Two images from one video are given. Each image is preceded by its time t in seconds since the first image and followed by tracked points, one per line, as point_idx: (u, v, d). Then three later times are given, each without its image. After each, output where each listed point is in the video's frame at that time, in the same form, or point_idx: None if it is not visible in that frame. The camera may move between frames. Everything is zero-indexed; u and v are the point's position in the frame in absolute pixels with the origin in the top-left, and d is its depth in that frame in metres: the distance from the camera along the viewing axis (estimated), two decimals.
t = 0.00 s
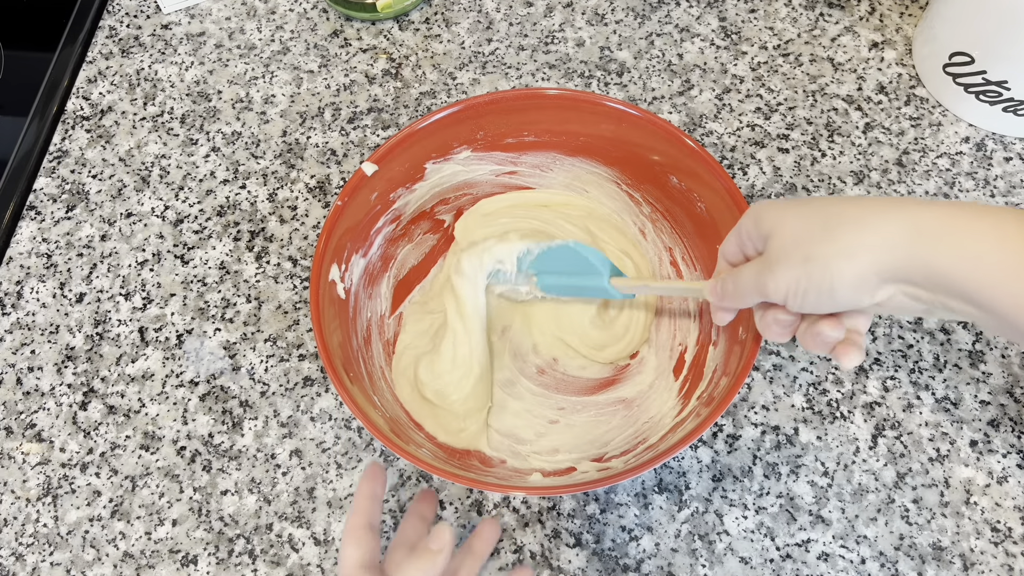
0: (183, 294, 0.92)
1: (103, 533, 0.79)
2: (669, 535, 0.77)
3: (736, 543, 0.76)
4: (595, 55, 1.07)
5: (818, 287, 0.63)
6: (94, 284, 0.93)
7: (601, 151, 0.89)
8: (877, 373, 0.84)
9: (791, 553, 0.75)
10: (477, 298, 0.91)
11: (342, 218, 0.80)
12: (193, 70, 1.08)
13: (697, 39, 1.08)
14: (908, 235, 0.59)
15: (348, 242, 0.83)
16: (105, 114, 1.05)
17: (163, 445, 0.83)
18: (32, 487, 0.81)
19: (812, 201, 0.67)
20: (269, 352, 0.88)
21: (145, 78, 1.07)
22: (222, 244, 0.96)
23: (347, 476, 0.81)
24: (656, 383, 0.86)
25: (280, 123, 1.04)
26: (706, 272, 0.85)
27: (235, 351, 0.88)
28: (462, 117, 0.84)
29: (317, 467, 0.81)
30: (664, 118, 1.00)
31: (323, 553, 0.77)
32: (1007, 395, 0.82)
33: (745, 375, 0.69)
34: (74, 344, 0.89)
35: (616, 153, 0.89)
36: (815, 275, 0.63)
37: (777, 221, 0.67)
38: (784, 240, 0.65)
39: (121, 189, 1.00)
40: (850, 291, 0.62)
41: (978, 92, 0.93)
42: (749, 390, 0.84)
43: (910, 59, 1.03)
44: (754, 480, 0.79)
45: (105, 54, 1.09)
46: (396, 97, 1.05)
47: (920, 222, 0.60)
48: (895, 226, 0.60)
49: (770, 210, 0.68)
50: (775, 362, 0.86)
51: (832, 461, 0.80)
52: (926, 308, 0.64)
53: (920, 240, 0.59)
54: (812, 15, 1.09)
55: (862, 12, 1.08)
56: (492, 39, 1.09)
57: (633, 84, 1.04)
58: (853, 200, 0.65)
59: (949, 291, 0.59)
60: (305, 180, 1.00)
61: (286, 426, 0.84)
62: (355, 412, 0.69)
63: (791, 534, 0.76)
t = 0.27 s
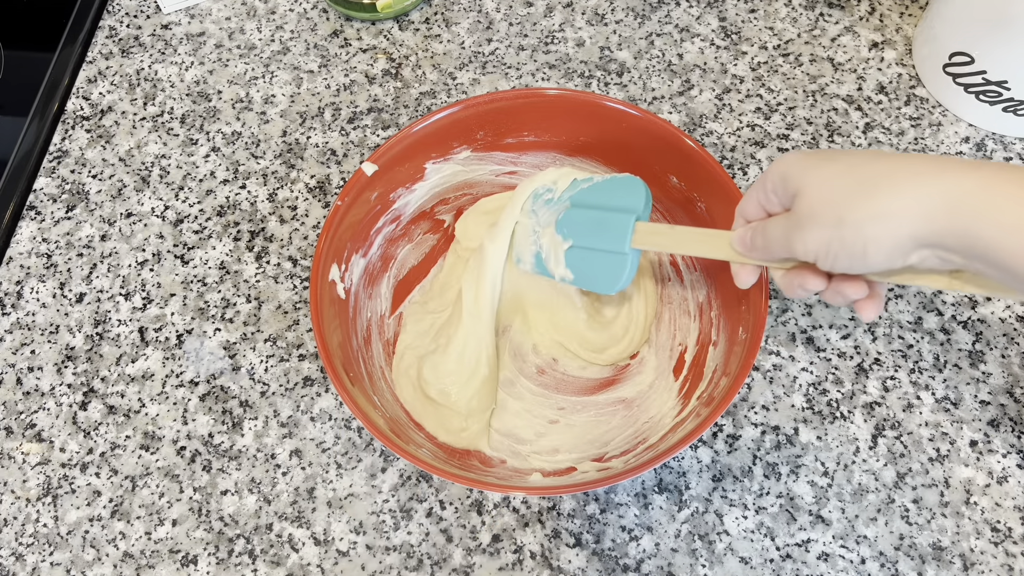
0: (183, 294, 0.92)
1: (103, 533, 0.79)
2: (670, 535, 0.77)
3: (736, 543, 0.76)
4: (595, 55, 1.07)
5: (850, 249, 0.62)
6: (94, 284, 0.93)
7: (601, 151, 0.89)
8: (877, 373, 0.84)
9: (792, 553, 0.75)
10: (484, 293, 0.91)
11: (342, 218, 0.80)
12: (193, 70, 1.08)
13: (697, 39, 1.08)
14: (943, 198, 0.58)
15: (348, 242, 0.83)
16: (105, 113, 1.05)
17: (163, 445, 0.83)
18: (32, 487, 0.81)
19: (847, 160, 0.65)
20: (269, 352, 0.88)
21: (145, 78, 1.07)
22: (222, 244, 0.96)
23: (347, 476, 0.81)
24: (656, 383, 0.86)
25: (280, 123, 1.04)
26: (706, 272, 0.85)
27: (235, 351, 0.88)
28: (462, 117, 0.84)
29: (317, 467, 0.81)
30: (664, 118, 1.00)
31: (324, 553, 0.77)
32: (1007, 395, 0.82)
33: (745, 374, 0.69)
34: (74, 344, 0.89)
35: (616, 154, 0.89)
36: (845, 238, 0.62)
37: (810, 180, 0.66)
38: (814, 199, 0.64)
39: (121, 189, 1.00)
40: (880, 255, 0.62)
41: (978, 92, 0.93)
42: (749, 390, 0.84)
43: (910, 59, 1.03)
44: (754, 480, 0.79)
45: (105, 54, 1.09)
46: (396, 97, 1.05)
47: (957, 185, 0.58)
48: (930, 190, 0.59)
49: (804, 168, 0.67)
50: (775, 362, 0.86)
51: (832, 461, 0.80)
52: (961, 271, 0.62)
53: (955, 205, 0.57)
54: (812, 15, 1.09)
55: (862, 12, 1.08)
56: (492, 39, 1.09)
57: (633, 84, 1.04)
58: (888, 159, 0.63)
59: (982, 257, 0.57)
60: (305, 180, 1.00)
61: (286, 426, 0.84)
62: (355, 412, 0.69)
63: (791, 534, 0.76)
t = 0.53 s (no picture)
0: (183, 294, 0.92)
1: (103, 533, 0.79)
2: (670, 535, 0.77)
3: (736, 543, 0.76)
4: (595, 55, 1.07)
5: (895, 261, 0.64)
6: (94, 284, 0.93)
7: (602, 151, 0.89)
8: (877, 373, 0.84)
9: (792, 553, 0.75)
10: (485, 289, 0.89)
11: (342, 218, 0.80)
12: (193, 70, 1.08)
13: (697, 39, 1.08)
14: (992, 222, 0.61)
15: (348, 242, 0.83)
16: (105, 114, 1.05)
17: (163, 445, 0.83)
18: (32, 487, 0.81)
19: (893, 168, 0.67)
20: (269, 352, 0.88)
21: (145, 78, 1.07)
22: (222, 244, 0.96)
23: (347, 476, 0.81)
24: (656, 383, 0.86)
25: (280, 123, 1.04)
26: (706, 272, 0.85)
27: (235, 351, 0.88)
28: (462, 117, 0.84)
29: (317, 467, 0.81)
30: (664, 118, 1.00)
31: (323, 553, 0.77)
32: (1007, 395, 0.82)
33: (746, 374, 0.69)
34: (74, 344, 0.89)
35: (615, 154, 0.89)
36: (892, 249, 0.64)
37: (848, 191, 0.68)
38: (864, 207, 0.66)
39: (121, 189, 1.00)
40: (920, 267, 0.64)
41: (978, 92, 0.93)
42: (749, 390, 0.84)
43: (910, 59, 1.03)
44: (754, 480, 0.79)
45: (105, 54, 1.09)
46: (396, 97, 1.05)
47: (1005, 202, 0.62)
48: (979, 212, 0.62)
49: (850, 171, 0.69)
50: (775, 362, 0.86)
51: (832, 461, 0.80)
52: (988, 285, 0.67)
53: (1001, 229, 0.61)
54: (812, 15, 1.09)
55: (862, 12, 1.08)
56: (492, 39, 1.09)
57: (633, 84, 1.04)
58: (937, 173, 0.66)
59: None
60: (305, 180, 1.00)
61: (286, 426, 0.84)
62: (355, 412, 0.69)
63: (791, 534, 0.76)
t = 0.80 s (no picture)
0: (183, 294, 0.92)
1: (103, 533, 0.78)
2: (670, 535, 0.77)
3: (736, 543, 0.76)
4: (595, 55, 1.07)
5: (929, 334, 0.60)
6: (94, 284, 0.93)
7: (602, 151, 0.89)
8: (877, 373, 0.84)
9: (792, 553, 0.75)
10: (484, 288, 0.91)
11: (342, 218, 0.80)
12: (193, 70, 1.08)
13: (698, 39, 1.08)
14: None
15: (348, 242, 0.83)
16: (105, 113, 1.05)
17: (163, 445, 0.83)
18: (32, 487, 0.81)
19: (923, 235, 0.63)
20: (269, 352, 0.88)
21: (145, 78, 1.07)
22: (222, 244, 0.96)
23: (347, 476, 0.81)
24: (656, 383, 0.87)
25: (280, 123, 1.04)
26: (705, 272, 0.85)
27: (235, 351, 0.88)
28: (462, 117, 0.84)
29: (317, 467, 0.81)
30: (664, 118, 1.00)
31: (323, 553, 0.77)
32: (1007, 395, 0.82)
33: (745, 374, 0.69)
34: (74, 344, 0.89)
35: (615, 153, 0.89)
36: (926, 322, 0.60)
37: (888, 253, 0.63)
38: (894, 275, 0.61)
39: (121, 189, 1.00)
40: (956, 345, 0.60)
41: (978, 92, 0.93)
42: (749, 390, 0.84)
43: (910, 59, 1.03)
44: (755, 480, 0.79)
45: (105, 54, 1.09)
46: (396, 97, 1.05)
47: None
48: (1016, 292, 0.59)
49: (876, 235, 0.64)
50: (775, 362, 0.86)
51: (833, 461, 0.80)
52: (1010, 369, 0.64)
53: None
54: (812, 15, 1.09)
55: (862, 12, 1.08)
56: (492, 39, 1.09)
57: (633, 84, 1.04)
58: (966, 248, 0.62)
59: None
60: (305, 180, 1.00)
61: (286, 426, 0.84)
62: (355, 412, 0.69)
63: (791, 534, 0.76)
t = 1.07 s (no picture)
0: (183, 294, 0.92)
1: (103, 533, 0.79)
2: (670, 535, 0.77)
3: (736, 543, 0.76)
4: (595, 55, 1.07)
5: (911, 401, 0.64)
6: (94, 284, 0.93)
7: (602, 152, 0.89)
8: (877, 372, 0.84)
9: (792, 553, 0.75)
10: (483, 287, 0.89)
11: (342, 217, 0.80)
12: (193, 70, 1.08)
13: (698, 39, 1.08)
14: None
15: (348, 242, 0.83)
16: (105, 113, 1.05)
17: (163, 445, 0.83)
18: (32, 487, 0.81)
19: (944, 309, 0.62)
20: (269, 352, 0.88)
21: (145, 78, 1.07)
22: (222, 244, 0.96)
23: (347, 476, 0.81)
24: (656, 383, 0.87)
25: (280, 123, 1.04)
26: (705, 272, 0.85)
27: (235, 351, 0.88)
28: (462, 117, 0.84)
29: (316, 467, 0.81)
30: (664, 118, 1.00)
31: (323, 553, 0.77)
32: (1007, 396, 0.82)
33: (746, 373, 0.69)
34: (74, 344, 0.89)
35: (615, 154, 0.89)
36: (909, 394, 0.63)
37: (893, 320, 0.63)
38: (901, 353, 0.62)
39: (121, 189, 1.00)
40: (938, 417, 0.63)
41: (978, 92, 0.93)
42: (749, 391, 0.84)
43: (910, 58, 1.03)
44: (755, 480, 0.79)
45: (105, 54, 1.09)
46: (396, 97, 1.05)
47: None
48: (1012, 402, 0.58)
49: (895, 304, 0.63)
50: (775, 362, 0.86)
51: (833, 461, 0.80)
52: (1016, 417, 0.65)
53: None
54: (812, 15, 1.09)
55: (862, 12, 1.08)
56: (492, 39, 1.09)
57: (633, 84, 1.04)
58: (989, 329, 0.60)
59: None
60: (305, 180, 1.00)
61: (286, 426, 0.84)
62: (355, 412, 0.69)
63: (791, 534, 0.76)
